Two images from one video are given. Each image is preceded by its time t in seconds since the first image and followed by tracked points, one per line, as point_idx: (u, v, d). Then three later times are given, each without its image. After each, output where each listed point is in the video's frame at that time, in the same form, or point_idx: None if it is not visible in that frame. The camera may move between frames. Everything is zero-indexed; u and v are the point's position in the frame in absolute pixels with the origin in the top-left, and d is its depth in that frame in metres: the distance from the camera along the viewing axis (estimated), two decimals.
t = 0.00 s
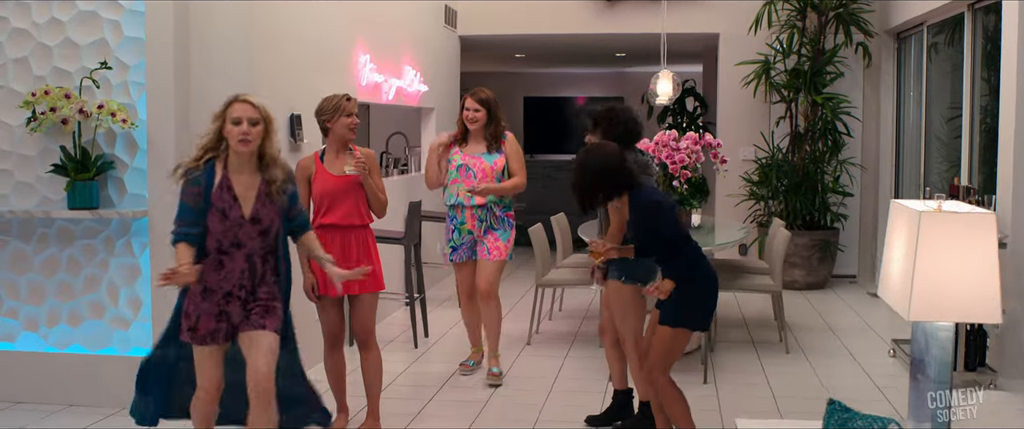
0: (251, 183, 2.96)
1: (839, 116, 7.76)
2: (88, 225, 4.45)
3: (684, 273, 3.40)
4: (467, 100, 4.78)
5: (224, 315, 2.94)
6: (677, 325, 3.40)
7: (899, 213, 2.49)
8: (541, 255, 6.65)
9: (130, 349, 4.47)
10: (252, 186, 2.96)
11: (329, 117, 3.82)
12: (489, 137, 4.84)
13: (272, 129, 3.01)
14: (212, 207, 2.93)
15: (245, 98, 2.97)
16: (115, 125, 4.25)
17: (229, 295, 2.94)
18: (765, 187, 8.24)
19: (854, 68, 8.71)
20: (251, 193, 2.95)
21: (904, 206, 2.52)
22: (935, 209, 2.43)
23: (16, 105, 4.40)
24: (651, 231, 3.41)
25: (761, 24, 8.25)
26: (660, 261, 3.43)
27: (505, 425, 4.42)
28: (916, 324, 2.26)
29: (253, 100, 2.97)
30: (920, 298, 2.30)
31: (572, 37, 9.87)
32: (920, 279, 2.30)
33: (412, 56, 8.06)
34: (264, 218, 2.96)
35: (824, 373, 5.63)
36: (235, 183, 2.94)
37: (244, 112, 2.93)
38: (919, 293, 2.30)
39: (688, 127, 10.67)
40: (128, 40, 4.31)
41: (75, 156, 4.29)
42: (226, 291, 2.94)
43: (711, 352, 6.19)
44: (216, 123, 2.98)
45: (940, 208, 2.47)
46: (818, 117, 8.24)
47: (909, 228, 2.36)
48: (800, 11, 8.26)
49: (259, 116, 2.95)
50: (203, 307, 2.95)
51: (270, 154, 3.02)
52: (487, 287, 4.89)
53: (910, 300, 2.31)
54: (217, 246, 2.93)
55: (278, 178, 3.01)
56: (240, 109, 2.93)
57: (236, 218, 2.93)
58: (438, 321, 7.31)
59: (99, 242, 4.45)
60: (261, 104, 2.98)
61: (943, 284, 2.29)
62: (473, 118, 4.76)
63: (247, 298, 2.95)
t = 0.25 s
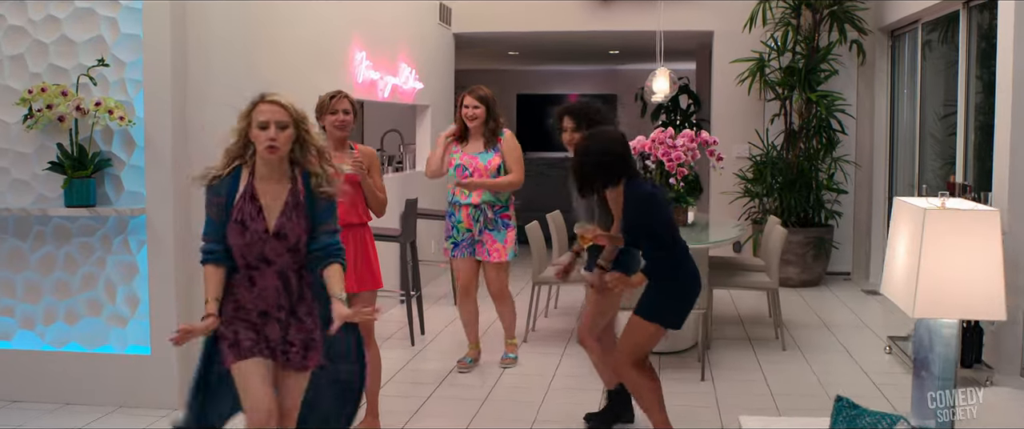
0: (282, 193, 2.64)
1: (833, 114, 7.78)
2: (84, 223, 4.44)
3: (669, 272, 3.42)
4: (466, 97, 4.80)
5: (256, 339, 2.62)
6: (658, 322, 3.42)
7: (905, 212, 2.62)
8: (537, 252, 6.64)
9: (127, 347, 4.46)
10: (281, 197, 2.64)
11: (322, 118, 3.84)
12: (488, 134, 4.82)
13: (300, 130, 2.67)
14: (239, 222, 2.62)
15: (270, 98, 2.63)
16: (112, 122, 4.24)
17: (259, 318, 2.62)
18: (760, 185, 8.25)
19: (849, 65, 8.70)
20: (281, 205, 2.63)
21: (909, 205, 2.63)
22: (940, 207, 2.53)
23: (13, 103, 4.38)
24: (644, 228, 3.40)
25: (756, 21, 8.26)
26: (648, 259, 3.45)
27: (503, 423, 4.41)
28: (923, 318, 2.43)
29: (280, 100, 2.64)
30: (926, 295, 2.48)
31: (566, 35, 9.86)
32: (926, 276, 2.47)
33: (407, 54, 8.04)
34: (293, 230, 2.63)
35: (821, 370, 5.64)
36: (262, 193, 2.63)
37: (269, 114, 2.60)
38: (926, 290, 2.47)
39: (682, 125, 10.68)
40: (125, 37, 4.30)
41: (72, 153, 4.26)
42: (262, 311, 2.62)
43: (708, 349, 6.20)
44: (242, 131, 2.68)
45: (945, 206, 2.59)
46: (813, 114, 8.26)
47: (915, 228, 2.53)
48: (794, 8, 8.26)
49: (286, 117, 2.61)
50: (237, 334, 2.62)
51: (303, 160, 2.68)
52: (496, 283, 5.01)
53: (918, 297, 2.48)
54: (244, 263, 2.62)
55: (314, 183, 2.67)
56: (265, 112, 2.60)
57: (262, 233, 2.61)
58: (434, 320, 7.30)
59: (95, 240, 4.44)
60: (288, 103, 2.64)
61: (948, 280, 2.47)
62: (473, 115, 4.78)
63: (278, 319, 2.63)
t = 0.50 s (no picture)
0: (316, 221, 2.27)
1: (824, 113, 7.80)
2: (76, 221, 4.42)
3: (652, 256, 3.44)
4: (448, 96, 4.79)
5: (298, 377, 2.27)
6: (644, 314, 3.44)
7: (904, 210, 2.46)
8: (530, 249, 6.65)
9: (119, 346, 4.44)
10: (316, 226, 2.27)
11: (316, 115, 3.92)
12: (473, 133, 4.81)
13: (332, 151, 2.29)
14: (274, 258, 2.24)
15: (296, 119, 2.25)
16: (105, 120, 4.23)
17: (300, 357, 2.27)
18: (751, 183, 8.26)
19: (839, 64, 8.73)
20: (317, 234, 2.26)
21: (908, 202, 2.47)
22: (937, 204, 2.40)
23: (5, 100, 4.36)
24: (637, 207, 3.41)
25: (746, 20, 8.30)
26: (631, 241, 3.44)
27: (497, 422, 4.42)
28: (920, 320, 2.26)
29: (305, 121, 2.26)
30: (922, 293, 2.31)
31: (557, 33, 9.86)
32: (923, 275, 2.30)
33: (398, 52, 8.03)
34: (333, 260, 2.27)
35: (812, 368, 5.66)
36: (296, 222, 2.25)
37: (295, 139, 2.23)
38: (922, 289, 2.31)
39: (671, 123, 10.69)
40: (118, 34, 4.28)
41: (65, 151, 4.24)
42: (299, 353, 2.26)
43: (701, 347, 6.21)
44: (265, 157, 2.29)
45: (943, 202, 2.46)
46: (803, 113, 8.27)
47: (913, 225, 2.36)
48: (785, 7, 8.28)
49: (316, 140, 2.25)
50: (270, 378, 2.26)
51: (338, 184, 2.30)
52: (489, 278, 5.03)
53: (914, 297, 2.32)
54: (281, 298, 2.24)
55: (351, 209, 2.30)
56: (290, 136, 2.24)
57: (303, 264, 2.24)
58: (425, 317, 7.30)
59: (88, 238, 4.42)
60: (315, 122, 2.27)
61: (948, 279, 2.30)
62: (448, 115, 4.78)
63: (322, 355, 2.28)
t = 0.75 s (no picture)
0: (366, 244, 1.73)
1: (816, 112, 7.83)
2: (71, 218, 4.40)
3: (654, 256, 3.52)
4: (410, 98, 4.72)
5: None
6: (643, 317, 3.50)
7: (902, 208, 2.46)
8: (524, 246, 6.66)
9: (113, 343, 4.43)
10: (363, 249, 1.72)
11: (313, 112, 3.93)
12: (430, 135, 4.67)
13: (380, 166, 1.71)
14: (319, 287, 1.73)
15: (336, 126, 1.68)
16: (100, 116, 4.21)
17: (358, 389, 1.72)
18: (744, 182, 8.28)
19: (831, 63, 8.76)
20: (366, 257, 1.72)
21: (906, 200, 2.48)
22: (937, 203, 2.42)
23: None
24: (654, 206, 3.49)
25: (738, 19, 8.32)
26: (641, 239, 3.50)
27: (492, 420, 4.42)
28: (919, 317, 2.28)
29: (346, 131, 1.68)
30: (922, 290, 2.32)
31: (549, 31, 9.86)
32: (924, 273, 2.31)
33: (392, 49, 8.02)
34: (382, 285, 1.73)
35: (805, 366, 5.69)
36: (341, 243, 1.71)
37: (330, 159, 1.66)
38: (921, 287, 2.32)
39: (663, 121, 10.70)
40: (113, 31, 4.27)
41: (59, 148, 4.22)
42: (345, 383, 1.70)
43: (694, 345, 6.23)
44: (300, 169, 1.73)
45: (942, 202, 2.48)
46: (796, 112, 8.30)
47: (912, 223, 2.37)
48: (777, 7, 8.30)
49: (357, 159, 1.67)
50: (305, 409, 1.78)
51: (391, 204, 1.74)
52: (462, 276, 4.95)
53: (914, 295, 2.33)
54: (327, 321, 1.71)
55: (406, 230, 1.76)
56: (323, 154, 1.66)
57: (347, 287, 1.71)
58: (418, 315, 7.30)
59: (82, 235, 4.41)
60: (356, 135, 1.68)
61: (948, 276, 2.31)
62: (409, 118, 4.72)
63: (372, 384, 1.69)
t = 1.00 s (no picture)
0: (364, 289, 1.74)
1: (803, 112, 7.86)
2: (60, 216, 4.38)
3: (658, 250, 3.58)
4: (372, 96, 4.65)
5: None
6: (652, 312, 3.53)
7: (895, 206, 2.49)
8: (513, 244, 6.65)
9: (103, 342, 4.41)
10: (364, 295, 1.75)
11: (305, 109, 3.92)
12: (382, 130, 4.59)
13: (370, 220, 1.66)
14: (321, 330, 1.76)
15: (326, 185, 1.63)
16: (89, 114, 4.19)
17: (359, 413, 1.83)
18: (732, 182, 8.30)
19: (819, 64, 8.80)
20: (365, 300, 1.74)
21: (901, 199, 2.51)
22: (930, 202, 2.44)
23: None
24: (665, 201, 3.52)
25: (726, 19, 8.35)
26: (654, 232, 3.55)
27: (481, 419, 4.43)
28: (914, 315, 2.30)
29: (334, 188, 1.63)
30: (916, 288, 2.34)
31: (538, 31, 9.86)
32: (918, 271, 2.33)
33: (380, 48, 8.00)
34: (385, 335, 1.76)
35: (794, 365, 5.72)
36: (343, 290, 1.73)
37: (318, 214, 1.63)
38: (915, 285, 2.34)
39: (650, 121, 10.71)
40: (103, 28, 4.25)
41: (48, 145, 4.20)
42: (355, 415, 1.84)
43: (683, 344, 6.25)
44: (295, 224, 1.70)
45: (935, 200, 2.50)
46: (783, 112, 8.33)
47: (906, 221, 2.39)
48: (765, 7, 8.33)
49: (345, 216, 1.63)
50: None
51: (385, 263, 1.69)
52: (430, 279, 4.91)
53: (908, 294, 2.35)
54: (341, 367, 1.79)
55: (409, 276, 1.72)
56: (311, 207, 1.64)
57: (352, 334, 1.76)
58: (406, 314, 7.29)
59: (71, 233, 4.38)
60: (347, 190, 1.63)
61: (941, 275, 2.32)
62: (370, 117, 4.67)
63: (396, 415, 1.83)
